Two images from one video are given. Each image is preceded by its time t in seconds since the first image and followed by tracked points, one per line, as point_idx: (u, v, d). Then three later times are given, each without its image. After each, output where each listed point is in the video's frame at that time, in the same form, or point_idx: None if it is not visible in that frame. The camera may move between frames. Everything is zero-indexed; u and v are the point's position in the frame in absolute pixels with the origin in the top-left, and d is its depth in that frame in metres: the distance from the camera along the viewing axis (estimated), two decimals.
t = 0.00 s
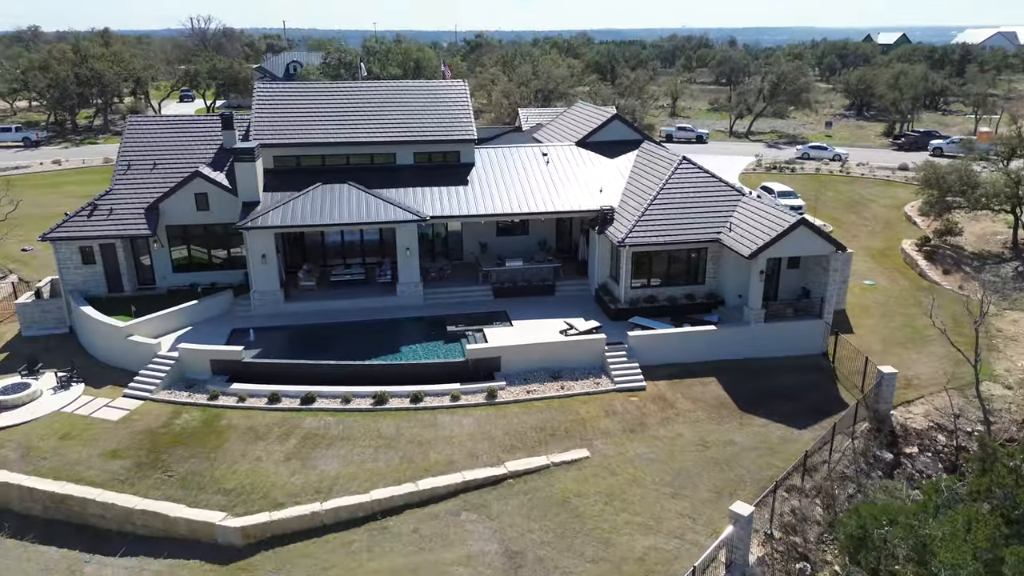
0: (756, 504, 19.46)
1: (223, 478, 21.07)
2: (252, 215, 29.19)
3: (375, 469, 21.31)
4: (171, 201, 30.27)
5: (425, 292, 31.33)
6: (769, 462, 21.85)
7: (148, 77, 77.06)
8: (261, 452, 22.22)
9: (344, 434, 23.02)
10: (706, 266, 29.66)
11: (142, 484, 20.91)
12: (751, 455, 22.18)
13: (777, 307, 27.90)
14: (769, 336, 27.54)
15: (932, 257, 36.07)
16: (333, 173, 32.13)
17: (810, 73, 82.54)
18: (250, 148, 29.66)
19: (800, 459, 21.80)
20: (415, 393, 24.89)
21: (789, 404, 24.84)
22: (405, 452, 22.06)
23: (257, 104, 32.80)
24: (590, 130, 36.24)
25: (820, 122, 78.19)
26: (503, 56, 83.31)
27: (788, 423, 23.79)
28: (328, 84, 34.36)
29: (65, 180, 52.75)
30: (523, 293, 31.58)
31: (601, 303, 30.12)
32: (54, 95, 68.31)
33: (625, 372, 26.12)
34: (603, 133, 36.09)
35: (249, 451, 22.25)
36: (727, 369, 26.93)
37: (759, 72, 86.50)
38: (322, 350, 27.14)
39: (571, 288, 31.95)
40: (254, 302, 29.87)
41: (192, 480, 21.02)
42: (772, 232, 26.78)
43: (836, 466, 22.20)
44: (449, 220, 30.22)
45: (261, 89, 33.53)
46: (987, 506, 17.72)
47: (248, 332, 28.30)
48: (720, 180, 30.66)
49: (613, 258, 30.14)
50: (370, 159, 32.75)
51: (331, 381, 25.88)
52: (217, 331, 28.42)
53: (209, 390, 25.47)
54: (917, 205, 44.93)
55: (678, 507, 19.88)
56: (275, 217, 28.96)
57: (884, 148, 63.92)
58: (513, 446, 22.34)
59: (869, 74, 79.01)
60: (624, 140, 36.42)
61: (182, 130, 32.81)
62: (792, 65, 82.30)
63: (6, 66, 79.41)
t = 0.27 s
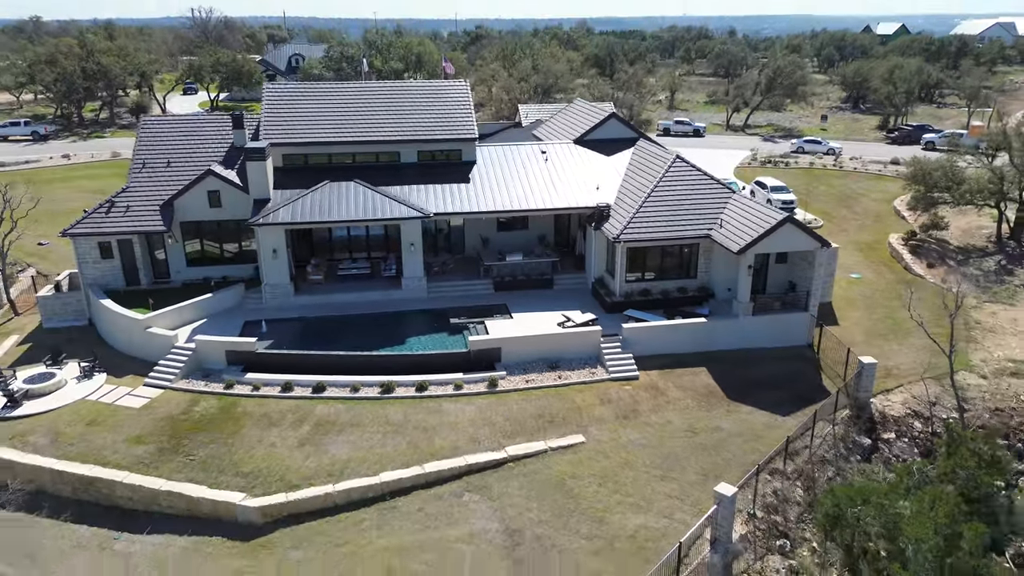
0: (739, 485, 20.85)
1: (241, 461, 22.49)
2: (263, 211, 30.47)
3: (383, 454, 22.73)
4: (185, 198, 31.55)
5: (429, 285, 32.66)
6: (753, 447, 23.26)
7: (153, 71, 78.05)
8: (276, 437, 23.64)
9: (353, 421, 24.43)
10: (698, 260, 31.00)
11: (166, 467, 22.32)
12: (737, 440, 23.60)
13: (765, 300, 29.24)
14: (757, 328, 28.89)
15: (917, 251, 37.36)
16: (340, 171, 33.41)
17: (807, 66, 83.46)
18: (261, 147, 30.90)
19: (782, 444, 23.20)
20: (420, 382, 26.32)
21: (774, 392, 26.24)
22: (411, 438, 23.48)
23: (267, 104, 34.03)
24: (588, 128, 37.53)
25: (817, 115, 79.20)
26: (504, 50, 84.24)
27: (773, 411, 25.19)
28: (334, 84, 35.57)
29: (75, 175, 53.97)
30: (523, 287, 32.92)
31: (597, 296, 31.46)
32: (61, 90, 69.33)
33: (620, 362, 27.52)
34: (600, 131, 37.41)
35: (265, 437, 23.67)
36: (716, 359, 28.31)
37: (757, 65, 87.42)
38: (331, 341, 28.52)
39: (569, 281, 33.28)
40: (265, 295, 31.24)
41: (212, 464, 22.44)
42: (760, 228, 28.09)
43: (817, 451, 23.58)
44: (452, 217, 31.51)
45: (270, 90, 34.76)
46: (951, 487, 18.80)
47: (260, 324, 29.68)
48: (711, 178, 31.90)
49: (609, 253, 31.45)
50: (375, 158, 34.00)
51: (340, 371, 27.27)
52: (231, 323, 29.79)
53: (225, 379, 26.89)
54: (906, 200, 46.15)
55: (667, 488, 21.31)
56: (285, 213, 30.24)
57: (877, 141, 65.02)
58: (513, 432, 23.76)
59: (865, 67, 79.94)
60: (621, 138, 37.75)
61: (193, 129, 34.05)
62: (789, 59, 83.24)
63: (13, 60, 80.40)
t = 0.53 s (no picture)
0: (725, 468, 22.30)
1: (258, 446, 23.94)
2: (274, 207, 31.74)
3: (392, 438, 24.18)
4: (198, 194, 32.83)
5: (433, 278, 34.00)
6: (739, 432, 24.69)
7: (157, 64, 78.97)
8: (290, 423, 25.08)
9: (362, 408, 25.86)
10: (691, 255, 32.33)
11: (187, 451, 23.75)
12: (724, 426, 25.03)
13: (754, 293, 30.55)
14: (746, 319, 30.27)
15: (904, 244, 38.66)
16: (347, 167, 34.71)
17: (804, 58, 84.34)
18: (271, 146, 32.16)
19: (767, 429, 24.63)
20: (425, 371, 27.76)
21: (761, 380, 27.67)
22: (417, 423, 24.92)
23: (276, 104, 35.30)
24: (586, 125, 38.79)
25: (813, 108, 80.20)
26: (504, 42, 85.11)
27: (759, 397, 26.63)
28: (340, 84, 36.80)
29: (85, 168, 55.20)
30: (522, 279, 34.25)
31: (593, 288, 32.81)
32: (68, 84, 70.38)
33: (615, 352, 28.94)
34: (598, 128, 38.67)
35: (279, 422, 25.10)
36: (707, 349, 29.69)
37: (754, 58, 88.35)
38: (340, 332, 29.88)
39: (567, 274, 34.63)
40: (276, 287, 32.59)
41: (230, 448, 23.88)
42: (749, 224, 29.41)
43: (800, 436, 24.99)
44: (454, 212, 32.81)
45: (279, 90, 36.02)
46: (920, 468, 20.46)
47: (272, 315, 31.03)
48: (703, 175, 33.16)
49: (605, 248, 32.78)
50: (380, 155, 35.28)
51: (349, 360, 28.66)
52: (244, 314, 31.16)
53: (240, 368, 28.32)
54: (895, 194, 47.40)
55: (657, 470, 22.76)
56: (295, 209, 31.54)
57: (872, 135, 66.08)
58: (513, 418, 25.20)
59: (860, 61, 80.88)
60: (618, 135, 39.06)
61: (205, 127, 35.32)
62: (787, 51, 84.13)
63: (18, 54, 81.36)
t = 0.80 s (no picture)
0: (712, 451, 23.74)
1: (273, 430, 25.37)
2: (284, 202, 33.06)
3: (399, 423, 25.62)
4: (210, 190, 34.11)
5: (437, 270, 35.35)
6: (727, 417, 26.13)
7: (162, 57, 79.90)
8: (302, 409, 26.52)
9: (371, 395, 27.30)
10: (684, 249, 33.68)
11: (206, 435, 25.18)
12: (713, 411, 26.47)
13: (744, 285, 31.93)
14: (736, 310, 31.67)
15: (891, 237, 40.00)
16: (353, 164, 36.01)
17: (801, 51, 85.24)
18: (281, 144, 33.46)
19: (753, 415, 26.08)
20: (429, 360, 29.18)
21: (749, 368, 29.09)
22: (423, 409, 26.36)
23: (284, 102, 36.54)
24: (583, 122, 40.07)
25: (809, 101, 81.24)
26: (504, 35, 85.98)
27: (747, 385, 28.08)
28: (346, 83, 38.03)
29: (94, 161, 56.38)
30: (522, 272, 35.63)
31: (590, 281, 34.18)
32: (75, 78, 71.44)
33: (610, 342, 30.34)
34: (595, 125, 39.95)
35: (292, 408, 26.53)
36: (698, 340, 31.09)
37: (752, 51, 89.24)
38: (348, 323, 31.30)
39: (565, 266, 35.97)
40: (286, 279, 34.00)
41: (247, 432, 25.32)
42: (738, 220, 30.77)
43: (785, 421, 26.43)
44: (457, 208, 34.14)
45: (287, 88, 37.23)
46: (893, 450, 22.07)
47: (283, 306, 32.43)
48: (696, 171, 34.46)
49: (602, 241, 34.12)
50: (385, 152, 36.58)
51: (357, 350, 30.08)
52: (256, 305, 32.58)
53: (253, 357, 29.74)
54: (885, 187, 48.67)
55: (649, 453, 24.20)
56: (304, 204, 32.84)
57: (866, 128, 67.18)
58: (514, 404, 26.64)
59: (856, 54, 81.82)
60: (614, 132, 40.36)
61: (216, 125, 36.58)
62: (784, 44, 85.04)
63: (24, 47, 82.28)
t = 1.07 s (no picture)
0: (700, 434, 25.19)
1: (285, 415, 26.81)
2: (293, 197, 34.37)
3: (405, 408, 27.08)
4: (221, 185, 35.41)
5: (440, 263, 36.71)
6: (715, 403, 27.58)
7: (167, 50, 80.98)
8: (313, 395, 27.97)
9: (378, 382, 28.74)
10: (677, 242, 34.98)
11: (222, 419, 26.62)
12: (703, 397, 27.93)
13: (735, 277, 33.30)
14: (727, 301, 33.05)
15: (879, 230, 41.32)
16: (358, 160, 37.31)
17: (798, 44, 86.09)
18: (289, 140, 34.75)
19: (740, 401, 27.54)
20: (433, 349, 30.63)
21: (738, 357, 30.51)
22: (427, 395, 27.81)
23: (292, 99, 37.78)
24: (581, 119, 41.32)
25: (806, 94, 82.22)
26: (504, 28, 86.94)
27: (735, 372, 29.52)
28: (352, 80, 39.23)
29: (104, 155, 57.68)
30: (522, 264, 37.00)
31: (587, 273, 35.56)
32: (82, 72, 72.64)
33: (606, 331, 31.76)
34: (593, 122, 41.22)
35: (303, 395, 27.98)
36: (690, 329, 32.51)
37: (751, 44, 90.12)
38: (355, 313, 32.69)
39: (563, 259, 37.35)
40: (295, 271, 35.40)
41: (261, 417, 26.78)
42: (729, 214, 32.07)
43: (771, 406, 27.84)
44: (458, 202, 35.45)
45: (295, 85, 38.44)
46: (869, 433, 23.50)
47: (292, 298, 33.83)
48: (690, 167, 35.71)
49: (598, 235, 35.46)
50: (390, 148, 37.87)
51: (365, 339, 31.48)
52: (266, 297, 33.96)
53: (265, 346, 31.18)
54: (876, 181, 49.90)
55: (641, 437, 25.67)
56: (312, 198, 34.13)
57: (860, 121, 68.25)
58: (513, 390, 28.10)
59: (852, 47, 82.69)
60: (611, 128, 41.61)
61: (227, 123, 37.87)
62: (781, 37, 85.88)
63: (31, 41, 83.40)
